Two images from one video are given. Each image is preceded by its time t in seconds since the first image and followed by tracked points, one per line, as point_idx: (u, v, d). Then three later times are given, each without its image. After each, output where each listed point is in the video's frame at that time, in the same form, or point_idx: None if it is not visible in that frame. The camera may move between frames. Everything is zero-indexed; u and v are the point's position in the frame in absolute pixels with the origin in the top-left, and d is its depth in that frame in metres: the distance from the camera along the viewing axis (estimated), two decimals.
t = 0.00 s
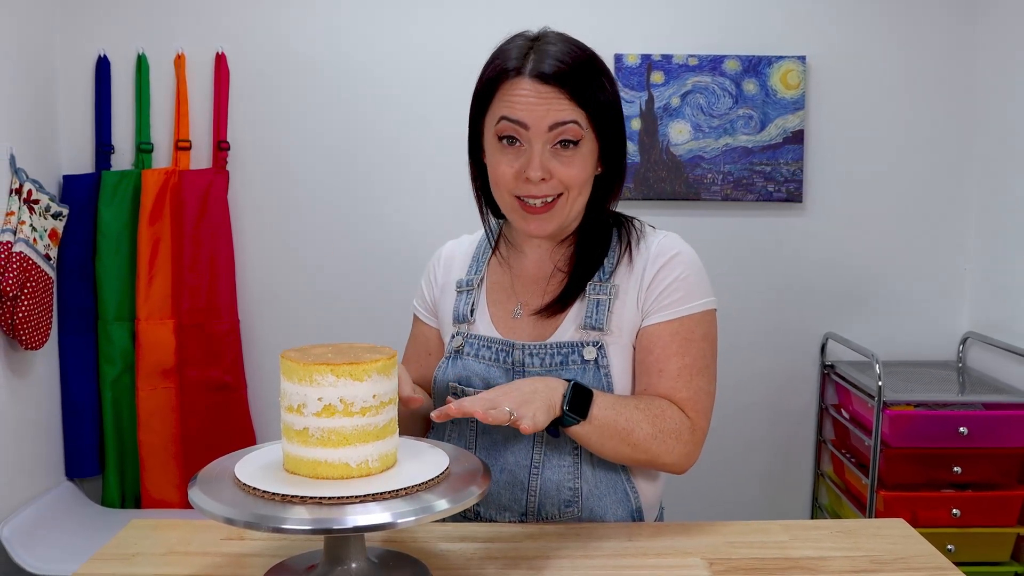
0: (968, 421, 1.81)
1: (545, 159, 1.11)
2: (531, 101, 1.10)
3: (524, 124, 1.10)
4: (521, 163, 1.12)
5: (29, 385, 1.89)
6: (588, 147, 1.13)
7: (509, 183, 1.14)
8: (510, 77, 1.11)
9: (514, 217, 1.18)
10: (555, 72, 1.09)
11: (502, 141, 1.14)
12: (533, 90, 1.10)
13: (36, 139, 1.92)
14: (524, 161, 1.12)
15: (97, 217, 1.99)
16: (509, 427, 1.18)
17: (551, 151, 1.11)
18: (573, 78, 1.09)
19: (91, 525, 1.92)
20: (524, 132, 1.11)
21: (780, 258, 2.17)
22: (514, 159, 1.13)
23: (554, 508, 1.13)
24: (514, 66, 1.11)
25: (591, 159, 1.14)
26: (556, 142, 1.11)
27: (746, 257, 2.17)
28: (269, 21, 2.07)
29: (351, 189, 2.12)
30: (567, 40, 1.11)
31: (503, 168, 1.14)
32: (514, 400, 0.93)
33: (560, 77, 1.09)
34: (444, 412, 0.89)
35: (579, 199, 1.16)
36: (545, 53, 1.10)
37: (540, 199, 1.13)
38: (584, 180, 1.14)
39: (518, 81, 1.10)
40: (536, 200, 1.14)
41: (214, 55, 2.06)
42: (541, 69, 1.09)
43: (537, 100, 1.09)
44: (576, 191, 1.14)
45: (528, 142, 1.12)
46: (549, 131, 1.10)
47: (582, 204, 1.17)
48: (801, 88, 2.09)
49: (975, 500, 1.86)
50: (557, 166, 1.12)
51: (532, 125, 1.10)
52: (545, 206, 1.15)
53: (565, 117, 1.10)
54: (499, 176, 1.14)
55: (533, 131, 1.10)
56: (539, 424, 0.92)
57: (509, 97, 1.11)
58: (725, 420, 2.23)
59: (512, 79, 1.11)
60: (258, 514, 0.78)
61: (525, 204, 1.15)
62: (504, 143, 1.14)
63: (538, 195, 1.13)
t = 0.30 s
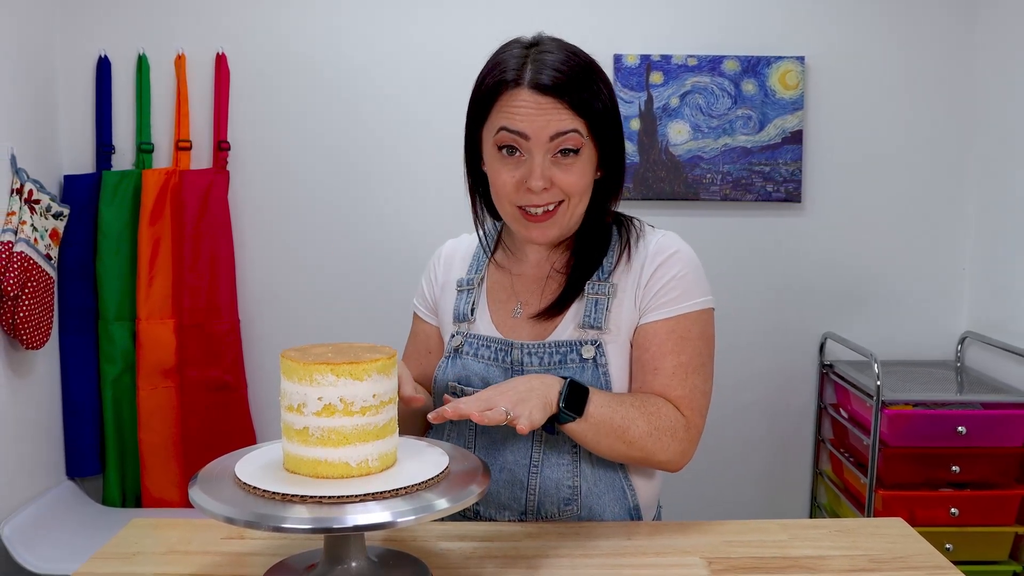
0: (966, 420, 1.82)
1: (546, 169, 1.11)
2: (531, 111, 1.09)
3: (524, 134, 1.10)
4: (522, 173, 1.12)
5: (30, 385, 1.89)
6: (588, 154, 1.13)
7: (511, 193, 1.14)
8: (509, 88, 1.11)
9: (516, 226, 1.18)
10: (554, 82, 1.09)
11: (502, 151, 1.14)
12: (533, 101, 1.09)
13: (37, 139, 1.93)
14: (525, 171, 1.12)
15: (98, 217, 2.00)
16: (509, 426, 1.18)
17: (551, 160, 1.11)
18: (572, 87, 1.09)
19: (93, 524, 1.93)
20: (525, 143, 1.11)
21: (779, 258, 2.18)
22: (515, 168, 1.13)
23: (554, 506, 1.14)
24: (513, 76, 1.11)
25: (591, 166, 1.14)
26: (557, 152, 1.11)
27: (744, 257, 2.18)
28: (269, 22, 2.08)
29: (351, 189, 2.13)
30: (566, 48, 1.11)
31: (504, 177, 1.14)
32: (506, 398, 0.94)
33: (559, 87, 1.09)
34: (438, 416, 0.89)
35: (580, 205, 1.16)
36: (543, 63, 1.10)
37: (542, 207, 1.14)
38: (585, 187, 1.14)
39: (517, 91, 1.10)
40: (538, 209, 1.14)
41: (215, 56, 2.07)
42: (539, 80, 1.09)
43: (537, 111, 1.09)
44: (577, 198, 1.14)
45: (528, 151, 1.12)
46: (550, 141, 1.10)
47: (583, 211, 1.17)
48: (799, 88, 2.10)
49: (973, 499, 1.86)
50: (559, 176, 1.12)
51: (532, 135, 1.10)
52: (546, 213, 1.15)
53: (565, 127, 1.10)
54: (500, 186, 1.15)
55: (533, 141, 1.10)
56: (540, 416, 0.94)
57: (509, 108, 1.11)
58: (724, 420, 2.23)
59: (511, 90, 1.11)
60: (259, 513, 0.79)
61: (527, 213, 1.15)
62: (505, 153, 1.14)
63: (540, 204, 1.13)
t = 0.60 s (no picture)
0: (965, 420, 1.83)
1: (540, 176, 1.12)
2: (521, 121, 1.10)
3: (517, 144, 1.11)
4: (517, 182, 1.13)
5: (31, 384, 1.90)
6: (582, 160, 1.14)
7: (507, 202, 1.15)
8: (500, 98, 1.11)
9: (514, 232, 1.19)
10: (543, 91, 1.09)
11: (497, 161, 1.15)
12: (524, 110, 1.10)
13: (38, 139, 1.94)
14: (519, 180, 1.13)
15: (98, 217, 2.01)
16: (509, 425, 1.19)
17: (544, 168, 1.12)
18: (561, 95, 1.09)
19: (93, 523, 1.93)
20: (518, 152, 1.12)
21: (778, 258, 2.19)
22: (510, 177, 1.14)
23: (553, 505, 1.15)
24: (503, 86, 1.11)
25: (585, 170, 1.15)
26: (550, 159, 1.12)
27: (743, 257, 2.19)
28: (269, 22, 2.08)
29: (352, 189, 2.14)
30: (555, 54, 1.12)
31: (499, 186, 1.15)
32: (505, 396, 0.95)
33: (548, 95, 1.09)
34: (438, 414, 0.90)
35: (577, 210, 1.17)
36: (531, 71, 1.11)
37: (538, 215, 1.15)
38: (580, 192, 1.15)
39: (508, 101, 1.10)
40: (535, 217, 1.15)
41: (215, 56, 2.08)
42: (529, 89, 1.09)
43: (528, 120, 1.10)
44: (572, 203, 1.15)
45: (521, 160, 1.12)
46: (542, 149, 1.11)
47: (579, 215, 1.18)
48: (798, 88, 2.11)
49: (971, 498, 1.87)
50: (554, 182, 1.12)
51: (524, 145, 1.11)
52: (542, 220, 1.16)
53: (556, 134, 1.10)
54: (496, 195, 1.16)
55: (525, 150, 1.11)
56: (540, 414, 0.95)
57: (500, 118, 1.11)
58: (723, 419, 2.24)
59: (501, 100, 1.11)
60: (259, 512, 0.80)
61: (524, 221, 1.16)
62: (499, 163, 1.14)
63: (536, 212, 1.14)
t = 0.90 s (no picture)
0: (964, 419, 1.84)
1: (514, 156, 1.12)
2: (498, 100, 1.13)
3: (495, 123, 1.14)
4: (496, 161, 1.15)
5: (32, 383, 1.91)
6: (561, 143, 1.13)
7: (490, 182, 1.17)
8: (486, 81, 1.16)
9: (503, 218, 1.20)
10: (516, 72, 1.12)
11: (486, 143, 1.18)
12: (501, 90, 1.13)
13: (39, 139, 1.95)
14: (496, 159, 1.15)
15: (99, 217, 2.02)
16: (510, 426, 1.20)
17: (520, 149, 1.13)
18: (539, 75, 1.11)
19: (95, 522, 1.94)
20: (496, 131, 1.14)
21: (777, 258, 2.20)
22: (493, 158, 1.16)
23: (549, 508, 1.15)
24: (490, 69, 1.16)
25: (566, 155, 1.13)
26: (526, 140, 1.12)
27: (742, 257, 2.19)
28: (269, 22, 2.09)
29: (353, 189, 2.14)
30: (547, 43, 1.14)
31: (485, 169, 1.18)
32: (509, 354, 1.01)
33: (524, 75, 1.12)
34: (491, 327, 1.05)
35: (559, 196, 1.14)
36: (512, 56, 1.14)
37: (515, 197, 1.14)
38: (558, 177, 1.13)
39: (490, 82, 1.15)
40: (514, 198, 1.15)
41: (216, 57, 2.09)
42: (509, 70, 1.13)
43: (504, 99, 1.13)
44: (551, 187, 1.13)
45: (500, 140, 1.15)
46: (516, 128, 1.12)
47: (565, 205, 1.15)
48: (797, 89, 2.12)
49: (969, 497, 1.88)
50: (530, 164, 1.12)
51: (501, 123, 1.13)
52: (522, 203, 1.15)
53: (530, 114, 1.11)
54: (484, 176, 1.19)
55: (502, 130, 1.13)
56: (530, 384, 1.01)
57: (484, 100, 1.16)
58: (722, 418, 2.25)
59: (487, 82, 1.16)
60: (259, 511, 0.80)
61: (506, 203, 1.17)
62: (486, 145, 1.18)
63: (511, 192, 1.14)
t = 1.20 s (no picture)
0: (962, 418, 1.85)
1: (531, 135, 1.14)
2: (525, 80, 1.16)
3: (518, 101, 1.17)
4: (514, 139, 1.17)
5: (33, 382, 1.92)
6: (579, 130, 1.14)
7: (504, 161, 1.18)
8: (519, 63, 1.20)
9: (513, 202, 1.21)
10: (548, 56, 1.16)
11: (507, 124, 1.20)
12: (531, 71, 1.16)
13: (40, 140, 1.95)
14: (514, 138, 1.16)
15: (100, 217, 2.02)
16: (500, 424, 1.20)
17: (539, 128, 1.14)
18: (572, 61, 1.15)
19: (96, 521, 1.95)
20: (519, 109, 1.17)
21: (776, 257, 2.21)
22: (511, 136, 1.18)
23: (535, 507, 1.16)
24: (523, 52, 1.20)
25: (583, 142, 1.14)
26: (546, 121, 1.14)
27: (741, 257, 2.20)
28: (269, 22, 2.10)
29: (353, 189, 2.15)
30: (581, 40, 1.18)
31: (501, 148, 1.19)
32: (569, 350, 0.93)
33: (558, 59, 1.15)
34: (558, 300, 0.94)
35: (568, 182, 1.15)
36: (544, 44, 1.18)
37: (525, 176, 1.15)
38: (570, 162, 1.14)
39: (522, 63, 1.18)
40: (525, 177, 1.16)
41: (216, 57, 2.10)
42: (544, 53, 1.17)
43: (531, 80, 1.16)
44: (561, 171, 1.14)
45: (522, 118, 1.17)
46: (539, 107, 1.15)
47: (573, 193, 1.16)
48: (796, 89, 2.13)
49: (968, 497, 1.89)
50: (546, 146, 1.14)
51: (524, 102, 1.16)
52: (532, 183, 1.16)
53: (552, 96, 1.14)
54: (500, 154, 1.20)
55: (525, 107, 1.16)
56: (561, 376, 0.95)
57: (513, 80, 1.19)
58: (721, 418, 2.26)
59: (518, 64, 1.20)
60: (259, 510, 0.81)
61: (516, 183, 1.17)
62: (507, 125, 1.20)
63: (524, 171, 1.15)
